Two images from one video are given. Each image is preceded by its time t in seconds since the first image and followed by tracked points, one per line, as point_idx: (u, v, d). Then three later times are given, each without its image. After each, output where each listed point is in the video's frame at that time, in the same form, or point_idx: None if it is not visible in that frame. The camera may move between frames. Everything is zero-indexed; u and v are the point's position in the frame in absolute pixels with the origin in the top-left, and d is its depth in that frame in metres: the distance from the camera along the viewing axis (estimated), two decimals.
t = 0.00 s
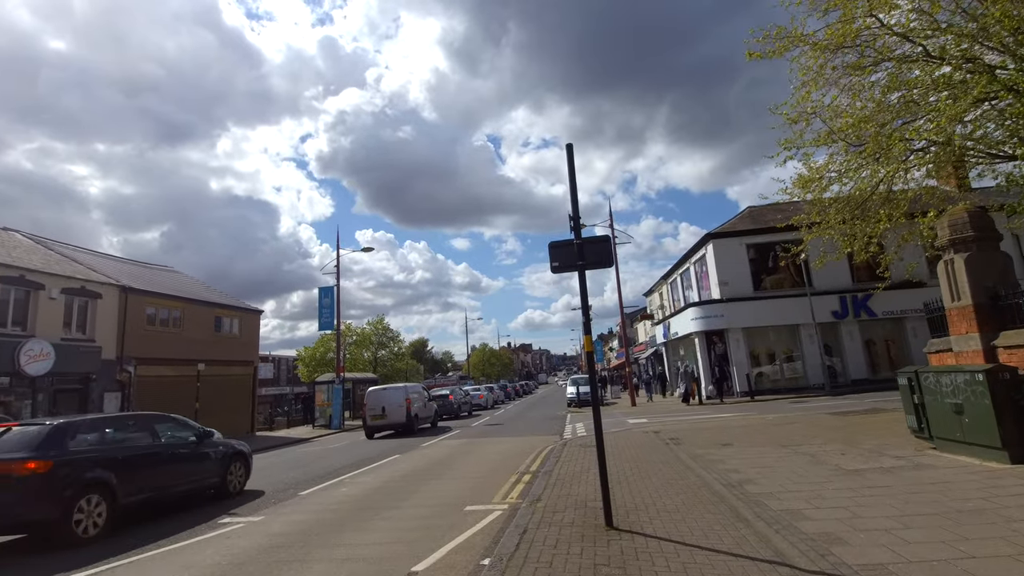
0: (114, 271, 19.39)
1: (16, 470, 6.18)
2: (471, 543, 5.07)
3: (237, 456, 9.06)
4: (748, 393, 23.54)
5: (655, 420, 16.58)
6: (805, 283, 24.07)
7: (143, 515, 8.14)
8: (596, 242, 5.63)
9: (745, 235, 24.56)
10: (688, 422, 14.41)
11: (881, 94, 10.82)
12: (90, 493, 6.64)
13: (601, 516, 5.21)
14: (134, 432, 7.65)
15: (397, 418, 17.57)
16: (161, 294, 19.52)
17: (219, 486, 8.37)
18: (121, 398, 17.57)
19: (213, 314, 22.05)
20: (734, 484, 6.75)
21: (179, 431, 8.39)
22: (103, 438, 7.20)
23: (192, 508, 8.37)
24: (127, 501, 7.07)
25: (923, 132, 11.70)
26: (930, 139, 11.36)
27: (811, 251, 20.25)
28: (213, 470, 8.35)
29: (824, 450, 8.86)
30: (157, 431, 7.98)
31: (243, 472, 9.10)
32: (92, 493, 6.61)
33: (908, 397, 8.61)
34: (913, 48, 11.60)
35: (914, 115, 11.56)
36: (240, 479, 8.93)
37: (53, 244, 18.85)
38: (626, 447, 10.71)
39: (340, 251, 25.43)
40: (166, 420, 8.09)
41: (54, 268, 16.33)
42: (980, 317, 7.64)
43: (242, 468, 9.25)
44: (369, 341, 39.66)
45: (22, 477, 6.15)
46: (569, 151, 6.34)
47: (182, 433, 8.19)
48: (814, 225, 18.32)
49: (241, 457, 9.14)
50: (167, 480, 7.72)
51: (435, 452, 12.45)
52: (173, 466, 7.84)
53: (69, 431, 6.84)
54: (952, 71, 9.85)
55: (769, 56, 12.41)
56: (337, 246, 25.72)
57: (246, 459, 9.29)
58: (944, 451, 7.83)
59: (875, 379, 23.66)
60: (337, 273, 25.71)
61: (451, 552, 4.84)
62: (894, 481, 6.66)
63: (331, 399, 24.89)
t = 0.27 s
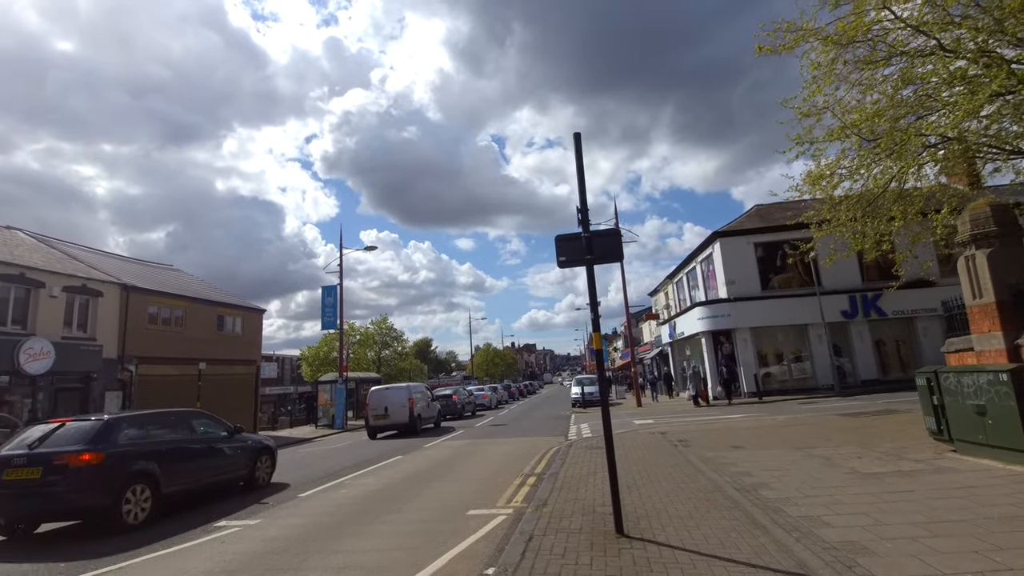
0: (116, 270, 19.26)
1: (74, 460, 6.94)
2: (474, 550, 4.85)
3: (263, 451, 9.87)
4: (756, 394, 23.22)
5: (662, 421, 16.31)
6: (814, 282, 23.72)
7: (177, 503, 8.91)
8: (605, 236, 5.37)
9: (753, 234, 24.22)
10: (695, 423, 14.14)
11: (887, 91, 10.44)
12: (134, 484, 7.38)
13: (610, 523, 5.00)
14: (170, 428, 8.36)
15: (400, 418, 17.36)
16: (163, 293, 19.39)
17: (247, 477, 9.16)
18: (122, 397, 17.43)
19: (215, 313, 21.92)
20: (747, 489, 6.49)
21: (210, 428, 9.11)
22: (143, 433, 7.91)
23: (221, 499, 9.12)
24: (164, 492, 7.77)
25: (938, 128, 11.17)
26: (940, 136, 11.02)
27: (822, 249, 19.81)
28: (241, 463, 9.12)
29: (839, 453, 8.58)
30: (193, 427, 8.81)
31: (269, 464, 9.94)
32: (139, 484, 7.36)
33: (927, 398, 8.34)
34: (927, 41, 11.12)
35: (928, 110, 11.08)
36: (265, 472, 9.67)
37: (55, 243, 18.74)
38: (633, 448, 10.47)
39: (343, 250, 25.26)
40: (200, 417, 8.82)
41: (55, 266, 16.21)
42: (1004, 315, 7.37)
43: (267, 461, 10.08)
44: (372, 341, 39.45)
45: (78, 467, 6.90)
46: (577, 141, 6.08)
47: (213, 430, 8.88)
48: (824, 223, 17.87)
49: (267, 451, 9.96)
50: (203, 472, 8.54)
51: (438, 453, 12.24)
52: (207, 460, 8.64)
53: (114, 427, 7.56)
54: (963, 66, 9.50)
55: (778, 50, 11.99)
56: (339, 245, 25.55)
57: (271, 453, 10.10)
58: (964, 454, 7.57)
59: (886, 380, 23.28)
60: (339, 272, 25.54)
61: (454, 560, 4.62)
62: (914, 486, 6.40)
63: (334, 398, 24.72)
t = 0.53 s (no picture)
0: (117, 269, 19.13)
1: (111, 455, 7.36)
2: (480, 560, 4.63)
3: (283, 448, 10.34)
4: (764, 394, 22.91)
5: (669, 421, 16.03)
6: (823, 280, 23.38)
7: (204, 497, 9.37)
8: (615, 230, 5.11)
9: (760, 232, 23.89)
10: (703, 424, 13.88)
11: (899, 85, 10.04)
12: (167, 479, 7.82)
13: (623, 532, 4.79)
14: (199, 426, 8.82)
15: (404, 418, 17.16)
16: (165, 292, 19.26)
17: (269, 473, 9.63)
18: (124, 397, 17.29)
19: (217, 312, 21.78)
20: (763, 495, 6.24)
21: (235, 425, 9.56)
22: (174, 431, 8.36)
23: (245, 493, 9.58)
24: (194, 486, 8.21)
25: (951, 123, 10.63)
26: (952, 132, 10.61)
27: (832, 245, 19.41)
28: (263, 460, 9.58)
29: (855, 456, 8.31)
30: (219, 425, 9.27)
31: (289, 461, 10.41)
32: (170, 479, 7.80)
33: (947, 400, 8.05)
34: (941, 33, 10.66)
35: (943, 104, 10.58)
36: (286, 467, 10.14)
37: (56, 241, 18.64)
38: (642, 450, 10.23)
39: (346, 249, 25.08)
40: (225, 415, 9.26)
41: (56, 265, 16.08)
42: None
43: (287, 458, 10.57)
44: (376, 340, 39.29)
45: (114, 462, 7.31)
46: (585, 130, 5.82)
47: (237, 427, 9.32)
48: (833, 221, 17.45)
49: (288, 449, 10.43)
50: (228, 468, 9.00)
51: (442, 454, 12.03)
52: (232, 457, 9.10)
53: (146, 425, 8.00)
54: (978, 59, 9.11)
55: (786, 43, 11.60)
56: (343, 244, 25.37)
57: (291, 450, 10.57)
58: (987, 458, 7.28)
59: (897, 380, 22.93)
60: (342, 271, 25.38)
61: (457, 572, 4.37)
62: (938, 492, 6.13)
63: (337, 398, 24.55)
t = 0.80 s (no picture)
0: (116, 269, 18.99)
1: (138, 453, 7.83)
2: (480, 568, 4.44)
3: (296, 447, 10.87)
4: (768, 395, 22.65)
5: (672, 422, 15.81)
6: (827, 279, 23.14)
7: (222, 493, 9.84)
8: (618, 224, 4.89)
9: (763, 231, 23.66)
10: (707, 425, 13.68)
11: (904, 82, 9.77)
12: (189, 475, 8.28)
13: (628, 540, 4.58)
14: (218, 425, 9.29)
15: (403, 419, 16.97)
16: (164, 292, 19.10)
17: (284, 470, 10.17)
18: (121, 398, 17.13)
19: (217, 313, 21.64)
20: (773, 499, 6.03)
21: (251, 425, 10.02)
22: (195, 431, 8.83)
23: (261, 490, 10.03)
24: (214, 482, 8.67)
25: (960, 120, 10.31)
26: (959, 129, 10.34)
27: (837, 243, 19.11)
28: (278, 458, 10.10)
29: (866, 458, 8.08)
30: (237, 423, 9.76)
31: (302, 459, 10.95)
32: (193, 474, 8.29)
33: (959, 400, 7.83)
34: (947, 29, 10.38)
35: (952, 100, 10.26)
36: (299, 465, 10.68)
37: (55, 242, 18.51)
38: (645, 452, 10.04)
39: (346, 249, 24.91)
40: (243, 415, 9.73)
41: (53, 265, 15.94)
42: None
43: (299, 457, 11.09)
44: (377, 341, 39.09)
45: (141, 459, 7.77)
46: (587, 120, 5.58)
47: (253, 427, 9.81)
48: (839, 219, 17.12)
49: (300, 447, 10.95)
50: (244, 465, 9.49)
51: (442, 456, 11.84)
52: (248, 455, 9.59)
53: (170, 424, 8.48)
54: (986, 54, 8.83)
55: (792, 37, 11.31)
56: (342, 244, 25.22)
57: (303, 449, 11.09)
58: (1001, 460, 7.08)
59: (902, 380, 22.68)
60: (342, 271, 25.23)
61: None
62: (954, 496, 5.91)
63: (337, 399, 24.38)
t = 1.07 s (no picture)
0: (116, 267, 18.85)
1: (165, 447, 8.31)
2: (478, 574, 4.22)
3: (310, 443, 11.27)
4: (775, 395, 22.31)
5: (678, 422, 15.51)
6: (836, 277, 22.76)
7: (241, 488, 10.28)
8: (624, 213, 4.64)
9: (770, 228, 23.33)
10: (713, 425, 13.39)
11: (914, 74, 9.44)
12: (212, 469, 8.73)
13: (634, 547, 4.34)
14: (237, 422, 9.73)
15: (405, 419, 16.76)
16: (164, 290, 18.94)
17: (299, 466, 10.57)
18: (121, 398, 17.00)
19: (218, 312, 21.51)
20: (786, 503, 5.76)
21: (268, 422, 10.45)
22: (217, 428, 9.29)
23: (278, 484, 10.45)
24: (235, 476, 9.11)
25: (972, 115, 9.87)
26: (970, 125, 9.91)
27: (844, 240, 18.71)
28: (295, 453, 10.53)
29: (881, 460, 7.78)
30: (256, 420, 10.23)
31: (316, 456, 11.34)
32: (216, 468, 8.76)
33: (979, 400, 7.53)
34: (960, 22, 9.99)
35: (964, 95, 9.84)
36: (314, 461, 11.07)
37: (55, 240, 18.40)
38: (651, 452, 9.79)
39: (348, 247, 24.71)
40: (261, 412, 10.17)
41: (51, 263, 15.80)
42: None
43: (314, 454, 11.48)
44: (380, 340, 38.89)
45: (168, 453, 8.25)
46: (591, 105, 5.30)
47: (271, 424, 10.26)
48: (848, 216, 16.72)
49: (315, 444, 11.36)
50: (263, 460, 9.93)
51: (443, 456, 11.61)
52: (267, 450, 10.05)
53: (194, 421, 8.96)
54: (1000, 45, 8.49)
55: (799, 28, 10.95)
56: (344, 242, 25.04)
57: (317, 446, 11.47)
58: None
59: (912, 379, 22.30)
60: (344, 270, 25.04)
61: None
62: (977, 499, 5.63)
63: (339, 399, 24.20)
